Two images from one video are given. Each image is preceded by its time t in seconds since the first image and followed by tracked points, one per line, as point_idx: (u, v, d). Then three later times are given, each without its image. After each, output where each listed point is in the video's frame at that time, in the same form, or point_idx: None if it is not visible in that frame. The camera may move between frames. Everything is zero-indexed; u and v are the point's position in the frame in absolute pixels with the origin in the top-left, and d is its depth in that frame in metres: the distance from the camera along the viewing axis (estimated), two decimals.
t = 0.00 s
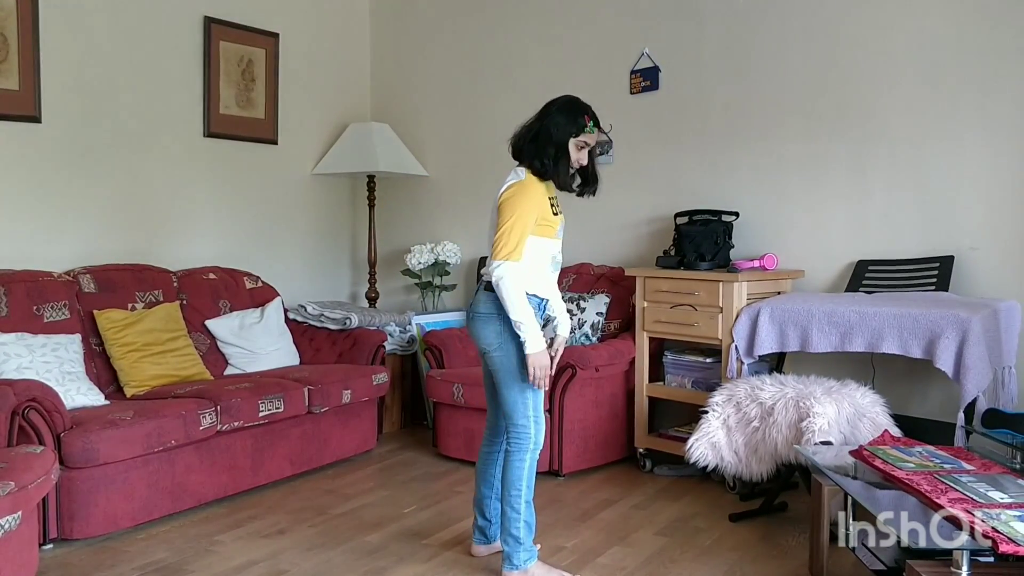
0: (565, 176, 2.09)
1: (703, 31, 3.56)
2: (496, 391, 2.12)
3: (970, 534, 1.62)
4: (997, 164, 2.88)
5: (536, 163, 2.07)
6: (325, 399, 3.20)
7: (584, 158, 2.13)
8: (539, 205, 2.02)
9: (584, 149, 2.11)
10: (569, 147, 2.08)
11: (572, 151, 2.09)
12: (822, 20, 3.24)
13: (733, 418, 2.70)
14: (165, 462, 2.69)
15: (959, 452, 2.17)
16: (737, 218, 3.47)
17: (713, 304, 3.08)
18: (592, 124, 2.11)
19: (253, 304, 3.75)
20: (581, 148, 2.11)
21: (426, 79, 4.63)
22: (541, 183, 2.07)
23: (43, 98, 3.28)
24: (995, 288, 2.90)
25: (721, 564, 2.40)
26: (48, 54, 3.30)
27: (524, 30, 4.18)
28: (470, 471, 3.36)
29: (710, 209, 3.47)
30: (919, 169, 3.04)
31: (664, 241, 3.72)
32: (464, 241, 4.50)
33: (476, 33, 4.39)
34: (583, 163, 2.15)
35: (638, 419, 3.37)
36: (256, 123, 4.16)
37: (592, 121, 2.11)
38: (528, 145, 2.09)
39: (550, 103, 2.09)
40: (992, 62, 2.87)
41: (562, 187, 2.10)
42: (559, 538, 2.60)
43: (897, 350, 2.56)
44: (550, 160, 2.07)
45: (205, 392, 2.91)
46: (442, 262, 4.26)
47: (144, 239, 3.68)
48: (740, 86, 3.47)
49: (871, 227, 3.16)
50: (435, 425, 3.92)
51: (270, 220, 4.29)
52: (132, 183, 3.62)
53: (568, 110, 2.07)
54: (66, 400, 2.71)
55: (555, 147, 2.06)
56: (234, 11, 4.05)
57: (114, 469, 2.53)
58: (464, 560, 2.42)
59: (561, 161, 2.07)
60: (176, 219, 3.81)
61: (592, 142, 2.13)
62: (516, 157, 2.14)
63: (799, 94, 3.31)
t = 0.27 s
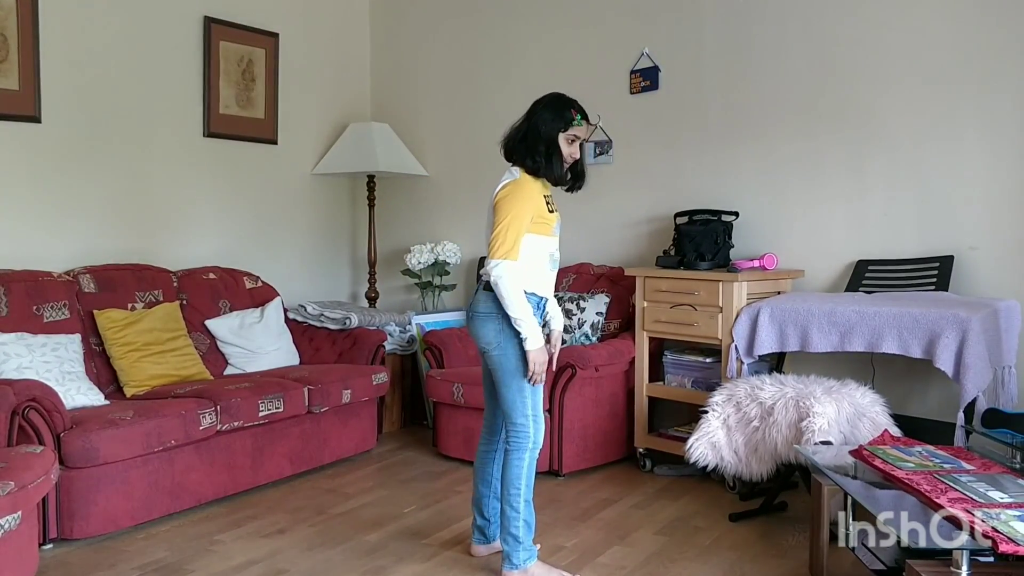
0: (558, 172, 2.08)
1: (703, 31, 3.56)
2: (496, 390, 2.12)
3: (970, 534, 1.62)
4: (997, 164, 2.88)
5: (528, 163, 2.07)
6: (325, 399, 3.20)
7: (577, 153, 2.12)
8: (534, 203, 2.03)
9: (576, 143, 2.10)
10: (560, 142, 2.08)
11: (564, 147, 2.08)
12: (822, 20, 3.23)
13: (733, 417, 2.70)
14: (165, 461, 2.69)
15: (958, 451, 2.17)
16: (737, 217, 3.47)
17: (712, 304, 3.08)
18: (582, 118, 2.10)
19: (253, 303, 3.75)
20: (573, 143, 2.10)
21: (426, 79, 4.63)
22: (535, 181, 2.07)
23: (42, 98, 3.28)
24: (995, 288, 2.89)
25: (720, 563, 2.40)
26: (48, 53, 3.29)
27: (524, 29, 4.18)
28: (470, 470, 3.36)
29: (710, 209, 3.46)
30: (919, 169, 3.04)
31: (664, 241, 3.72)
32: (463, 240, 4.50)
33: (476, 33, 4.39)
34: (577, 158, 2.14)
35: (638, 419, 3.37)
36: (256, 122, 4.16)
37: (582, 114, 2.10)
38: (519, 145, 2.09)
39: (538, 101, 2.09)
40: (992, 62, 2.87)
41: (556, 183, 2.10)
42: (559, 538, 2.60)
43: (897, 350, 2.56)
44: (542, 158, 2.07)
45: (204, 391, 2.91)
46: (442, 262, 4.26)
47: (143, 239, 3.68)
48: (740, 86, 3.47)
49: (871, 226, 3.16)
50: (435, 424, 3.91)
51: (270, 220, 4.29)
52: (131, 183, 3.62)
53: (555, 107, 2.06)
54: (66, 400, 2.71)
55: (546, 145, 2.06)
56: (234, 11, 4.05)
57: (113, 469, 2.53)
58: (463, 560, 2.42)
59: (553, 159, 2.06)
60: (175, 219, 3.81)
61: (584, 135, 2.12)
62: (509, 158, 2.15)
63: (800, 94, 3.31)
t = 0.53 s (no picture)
0: (550, 169, 2.10)
1: (703, 31, 3.56)
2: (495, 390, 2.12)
3: (970, 534, 1.62)
4: (997, 164, 2.88)
5: (519, 161, 2.09)
6: (325, 399, 3.20)
7: (568, 150, 2.14)
8: (529, 199, 2.04)
9: (566, 140, 2.12)
10: (551, 139, 2.10)
11: (554, 144, 2.10)
12: (822, 20, 3.23)
13: (733, 417, 2.70)
14: (165, 461, 2.69)
15: (958, 451, 2.17)
16: (737, 217, 3.47)
17: (712, 304, 3.08)
18: (572, 114, 2.12)
19: (253, 303, 3.75)
20: (563, 139, 2.12)
21: (426, 79, 4.63)
22: (528, 179, 2.08)
23: (42, 98, 3.28)
24: (995, 288, 2.89)
25: (721, 563, 2.40)
26: (48, 53, 3.29)
27: (524, 29, 4.18)
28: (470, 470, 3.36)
29: (710, 209, 3.46)
30: (919, 168, 3.04)
31: (664, 241, 3.72)
32: (463, 241, 4.50)
33: (476, 33, 4.39)
34: (568, 155, 2.15)
35: (638, 419, 3.37)
36: (256, 123, 4.16)
37: (571, 111, 2.12)
38: (509, 145, 2.11)
39: (526, 101, 2.11)
40: (992, 62, 2.87)
41: (549, 180, 2.12)
42: (559, 538, 2.60)
43: (897, 350, 2.56)
44: (532, 156, 2.08)
45: (204, 391, 2.91)
46: (442, 262, 4.26)
47: (143, 239, 3.68)
48: (740, 86, 3.47)
49: (871, 226, 3.16)
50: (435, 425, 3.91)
51: (270, 220, 4.29)
52: (131, 182, 3.62)
53: (543, 105, 2.09)
54: (66, 400, 2.71)
55: (535, 142, 2.08)
56: (234, 11, 4.05)
57: (114, 469, 2.53)
58: (463, 560, 2.42)
59: (543, 155, 2.08)
60: (175, 219, 3.81)
61: (574, 131, 2.13)
62: (501, 159, 2.17)
63: (800, 94, 3.31)
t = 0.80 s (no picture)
0: (545, 170, 2.11)
1: (704, 31, 3.56)
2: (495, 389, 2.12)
3: (970, 534, 1.62)
4: (997, 164, 2.88)
5: (515, 163, 2.10)
6: (325, 399, 3.20)
7: (564, 150, 2.15)
8: (528, 200, 2.04)
9: (562, 141, 2.12)
10: (546, 141, 2.10)
11: (550, 145, 2.10)
12: (822, 20, 3.24)
13: (733, 418, 2.70)
14: (165, 462, 2.69)
15: (958, 451, 2.17)
16: (737, 217, 3.47)
17: (712, 304, 3.08)
18: (567, 115, 2.12)
19: (253, 304, 3.75)
20: (558, 139, 2.12)
21: (426, 79, 4.63)
22: (525, 179, 2.09)
23: (42, 98, 3.28)
24: (995, 289, 2.90)
25: (721, 564, 2.40)
26: (48, 54, 3.30)
27: (524, 29, 4.18)
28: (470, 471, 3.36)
29: (710, 209, 3.46)
30: (920, 168, 3.04)
31: (664, 241, 3.72)
32: (464, 241, 4.50)
33: (476, 33, 4.39)
34: (564, 155, 2.16)
35: (638, 419, 3.37)
36: (256, 123, 4.16)
37: (566, 111, 2.12)
38: (504, 147, 2.12)
39: (520, 102, 2.11)
40: (992, 62, 2.87)
41: (545, 181, 2.13)
42: (559, 538, 2.60)
43: (897, 350, 2.56)
44: (528, 157, 2.09)
45: (205, 392, 2.91)
46: (442, 262, 4.26)
47: (144, 239, 3.69)
48: (740, 86, 3.47)
49: (871, 227, 3.16)
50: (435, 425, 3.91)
51: (270, 220, 4.29)
52: (131, 183, 3.62)
53: (539, 106, 2.09)
54: (66, 400, 2.71)
55: (531, 143, 2.09)
56: (234, 11, 4.05)
57: (114, 470, 2.53)
58: (464, 560, 2.42)
59: (538, 156, 2.09)
60: (175, 219, 3.81)
61: (570, 131, 2.14)
62: (497, 160, 2.18)
63: (800, 94, 3.31)
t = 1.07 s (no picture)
0: (542, 169, 2.12)
1: (703, 31, 3.56)
2: (494, 389, 2.12)
3: (970, 534, 1.62)
4: (996, 164, 2.88)
5: (513, 164, 2.10)
6: (324, 399, 3.20)
7: (561, 149, 2.15)
8: (527, 199, 2.04)
9: (558, 141, 2.13)
10: (543, 140, 2.11)
11: (547, 145, 2.11)
12: (822, 20, 3.24)
13: (732, 418, 2.70)
14: (165, 462, 2.69)
15: (958, 452, 2.17)
16: (736, 217, 3.47)
17: (712, 304, 3.08)
18: (563, 114, 2.12)
19: (253, 304, 3.75)
20: (555, 139, 2.13)
21: (426, 79, 4.63)
22: (524, 179, 2.10)
23: (42, 98, 3.28)
24: (994, 289, 2.90)
25: (721, 564, 2.40)
26: (48, 54, 3.30)
27: (524, 29, 4.18)
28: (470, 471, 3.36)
29: (710, 209, 3.46)
30: (919, 168, 3.04)
31: (664, 241, 3.72)
32: (463, 241, 4.50)
33: (476, 34, 4.39)
34: (561, 154, 2.17)
35: (638, 419, 3.37)
36: (256, 123, 4.16)
37: (563, 110, 2.12)
38: (502, 147, 2.12)
39: (517, 102, 2.11)
40: (992, 62, 2.87)
41: (542, 180, 2.14)
42: (559, 538, 2.60)
43: (896, 350, 2.56)
44: (525, 157, 2.10)
45: (204, 392, 2.91)
46: (441, 262, 4.26)
47: (143, 240, 3.68)
48: (739, 86, 3.47)
49: (871, 227, 3.16)
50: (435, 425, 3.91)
51: (270, 221, 4.29)
52: (131, 182, 3.62)
53: (535, 106, 2.09)
54: (65, 400, 2.71)
55: (528, 144, 2.09)
56: (234, 11, 4.05)
57: (113, 470, 2.53)
58: (463, 560, 2.42)
59: (536, 156, 2.10)
60: (175, 219, 3.81)
61: (566, 131, 2.14)
62: (494, 161, 2.18)
63: (799, 93, 3.31)
